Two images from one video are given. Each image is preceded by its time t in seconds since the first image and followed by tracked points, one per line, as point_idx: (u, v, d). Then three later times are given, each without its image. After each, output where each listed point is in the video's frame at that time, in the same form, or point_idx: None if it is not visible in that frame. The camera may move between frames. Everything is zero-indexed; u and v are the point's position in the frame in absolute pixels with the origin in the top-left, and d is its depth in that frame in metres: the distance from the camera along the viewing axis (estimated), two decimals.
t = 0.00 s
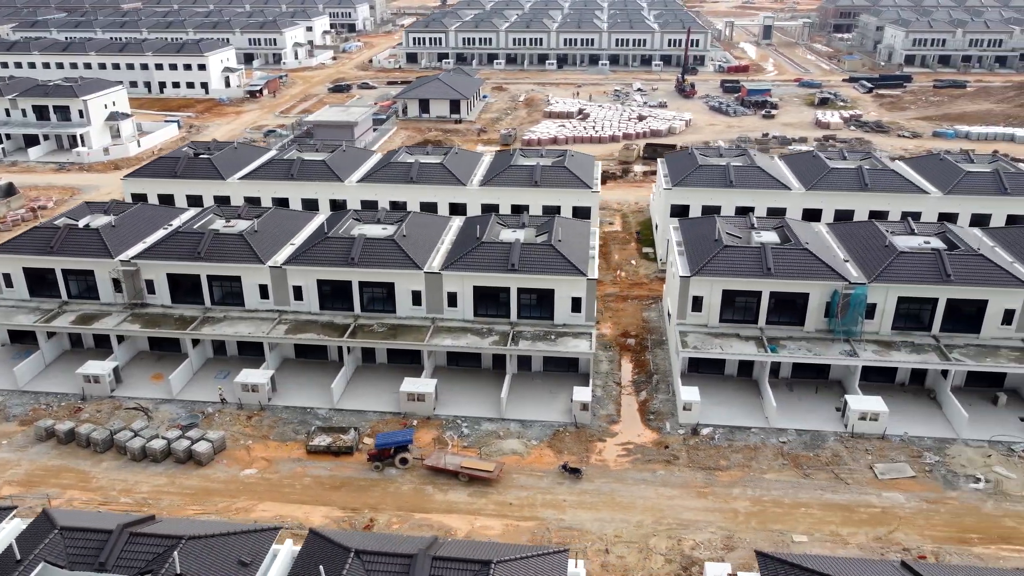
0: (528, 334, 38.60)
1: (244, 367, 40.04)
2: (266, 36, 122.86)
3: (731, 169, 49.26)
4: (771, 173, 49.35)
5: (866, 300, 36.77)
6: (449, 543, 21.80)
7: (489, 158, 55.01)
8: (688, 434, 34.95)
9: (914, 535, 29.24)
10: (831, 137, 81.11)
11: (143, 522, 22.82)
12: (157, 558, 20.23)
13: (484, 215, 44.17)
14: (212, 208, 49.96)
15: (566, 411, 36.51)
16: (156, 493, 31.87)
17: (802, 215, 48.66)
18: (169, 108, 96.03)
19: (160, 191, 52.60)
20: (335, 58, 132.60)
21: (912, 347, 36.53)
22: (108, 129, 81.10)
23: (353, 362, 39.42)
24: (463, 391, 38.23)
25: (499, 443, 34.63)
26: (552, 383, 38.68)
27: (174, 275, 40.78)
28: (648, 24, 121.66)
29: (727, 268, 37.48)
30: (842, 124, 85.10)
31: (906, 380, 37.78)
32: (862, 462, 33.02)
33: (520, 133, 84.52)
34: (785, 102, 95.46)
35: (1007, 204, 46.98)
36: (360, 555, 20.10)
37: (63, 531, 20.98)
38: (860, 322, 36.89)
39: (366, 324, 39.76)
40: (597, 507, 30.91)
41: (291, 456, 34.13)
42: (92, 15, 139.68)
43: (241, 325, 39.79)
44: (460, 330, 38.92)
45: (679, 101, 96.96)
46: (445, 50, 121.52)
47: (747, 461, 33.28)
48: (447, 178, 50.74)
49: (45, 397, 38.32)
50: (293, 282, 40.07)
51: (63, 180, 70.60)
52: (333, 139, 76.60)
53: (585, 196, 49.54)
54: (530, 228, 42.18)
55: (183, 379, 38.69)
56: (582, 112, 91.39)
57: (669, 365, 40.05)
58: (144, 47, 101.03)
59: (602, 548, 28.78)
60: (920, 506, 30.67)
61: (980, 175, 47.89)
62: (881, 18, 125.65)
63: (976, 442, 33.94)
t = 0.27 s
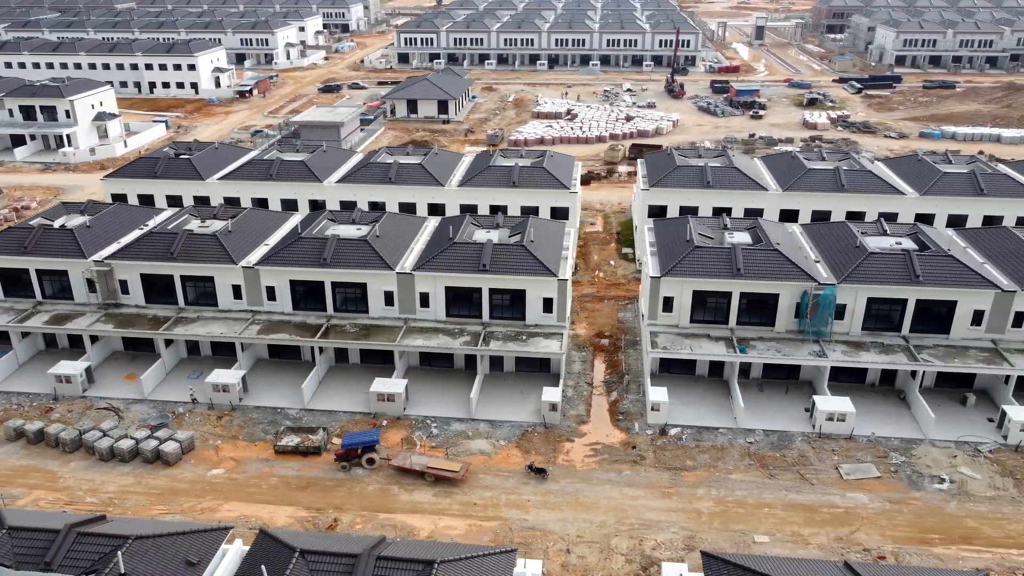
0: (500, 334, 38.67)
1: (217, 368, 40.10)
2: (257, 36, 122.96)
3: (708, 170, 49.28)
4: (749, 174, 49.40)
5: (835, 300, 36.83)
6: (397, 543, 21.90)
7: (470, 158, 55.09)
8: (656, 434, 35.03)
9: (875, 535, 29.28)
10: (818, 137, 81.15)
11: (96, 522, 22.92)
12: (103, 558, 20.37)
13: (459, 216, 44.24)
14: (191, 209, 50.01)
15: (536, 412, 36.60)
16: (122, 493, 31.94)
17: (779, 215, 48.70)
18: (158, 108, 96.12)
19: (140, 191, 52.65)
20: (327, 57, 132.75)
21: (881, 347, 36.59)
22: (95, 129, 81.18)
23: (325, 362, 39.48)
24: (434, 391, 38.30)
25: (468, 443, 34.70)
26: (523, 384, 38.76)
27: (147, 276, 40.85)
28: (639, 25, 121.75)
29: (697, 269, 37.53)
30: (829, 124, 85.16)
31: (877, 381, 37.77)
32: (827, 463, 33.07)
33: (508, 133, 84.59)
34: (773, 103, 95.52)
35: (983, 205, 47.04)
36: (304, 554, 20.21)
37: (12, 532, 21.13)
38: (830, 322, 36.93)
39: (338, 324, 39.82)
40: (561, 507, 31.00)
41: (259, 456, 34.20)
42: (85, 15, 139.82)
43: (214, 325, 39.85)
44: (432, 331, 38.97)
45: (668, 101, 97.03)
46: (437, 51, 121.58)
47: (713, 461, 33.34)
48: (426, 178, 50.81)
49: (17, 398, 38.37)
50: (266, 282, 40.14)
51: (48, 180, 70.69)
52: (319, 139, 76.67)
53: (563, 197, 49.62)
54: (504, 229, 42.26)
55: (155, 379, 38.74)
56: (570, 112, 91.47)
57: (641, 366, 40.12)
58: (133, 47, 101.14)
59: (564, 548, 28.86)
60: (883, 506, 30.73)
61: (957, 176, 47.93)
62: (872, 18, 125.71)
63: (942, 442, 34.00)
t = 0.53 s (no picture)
0: (471, 334, 38.72)
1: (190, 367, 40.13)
2: (249, 37, 123.04)
3: (685, 170, 49.32)
4: (726, 175, 49.43)
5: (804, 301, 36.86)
6: (345, 543, 21.96)
7: (450, 159, 55.14)
8: (623, 434, 35.07)
9: (836, 535, 29.29)
10: (804, 138, 81.13)
11: (47, 521, 22.99)
12: (49, 557, 20.53)
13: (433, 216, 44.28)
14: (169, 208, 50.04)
15: (505, 411, 36.64)
16: (87, 492, 31.99)
17: (756, 216, 48.72)
18: (146, 108, 96.18)
19: (119, 191, 52.70)
20: (319, 58, 132.80)
21: (850, 347, 36.63)
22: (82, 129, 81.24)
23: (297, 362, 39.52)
24: (405, 391, 38.35)
25: (435, 443, 34.74)
26: (494, 384, 38.82)
27: (120, 276, 40.88)
28: (630, 25, 121.80)
29: (666, 269, 37.58)
30: (816, 125, 85.16)
31: (846, 381, 37.78)
32: (793, 463, 33.10)
33: (495, 134, 84.63)
34: (762, 103, 95.53)
35: (960, 206, 47.05)
36: (248, 553, 20.31)
37: None
38: (799, 322, 36.96)
39: (310, 324, 39.86)
40: (524, 507, 31.05)
41: (226, 455, 34.25)
42: (78, 15, 139.88)
43: (186, 325, 39.88)
44: (403, 331, 39.02)
45: (657, 101, 97.05)
46: (428, 51, 121.57)
47: (679, 461, 33.39)
48: (404, 179, 50.85)
49: None
50: (238, 282, 40.20)
51: (33, 180, 70.75)
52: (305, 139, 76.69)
53: (540, 197, 49.66)
54: (477, 229, 42.32)
55: (126, 379, 38.77)
56: (558, 113, 91.50)
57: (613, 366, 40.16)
58: (123, 47, 101.23)
59: (525, 548, 28.90)
60: (846, 506, 30.74)
61: (933, 176, 48.10)
62: (864, 19, 125.70)
63: (908, 442, 34.05)
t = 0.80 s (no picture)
0: (441, 334, 38.78)
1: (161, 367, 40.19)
2: (240, 37, 123.08)
3: (662, 170, 49.33)
4: (702, 175, 49.44)
5: (773, 301, 36.91)
6: (292, 543, 22.04)
7: (429, 159, 55.20)
8: (590, 434, 35.13)
9: (796, 535, 29.32)
10: (790, 138, 81.14)
11: None
12: None
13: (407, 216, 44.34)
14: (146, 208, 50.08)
15: (473, 411, 36.69)
16: (51, 492, 32.05)
17: (732, 216, 48.73)
18: (135, 108, 96.26)
19: (98, 192, 52.74)
20: (311, 58, 132.83)
21: (818, 348, 36.69)
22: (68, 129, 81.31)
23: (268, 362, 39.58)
24: (375, 391, 38.40)
25: (402, 443, 34.80)
26: (464, 384, 38.89)
27: (93, 276, 40.94)
28: (621, 26, 121.82)
29: (636, 270, 37.63)
30: (803, 125, 85.18)
31: (815, 381, 37.83)
32: (757, 463, 33.13)
33: (481, 134, 84.66)
34: (749, 103, 95.56)
35: (935, 206, 47.08)
36: (190, 553, 20.42)
37: None
38: (767, 322, 37.03)
39: (282, 324, 39.92)
40: (486, 507, 31.12)
41: (193, 455, 34.31)
42: (71, 15, 139.90)
43: (157, 325, 39.94)
44: (374, 331, 39.07)
45: (646, 101, 97.07)
46: (419, 51, 121.54)
47: (644, 461, 33.44)
48: (381, 179, 50.89)
49: None
50: (210, 282, 40.26)
51: (17, 180, 70.80)
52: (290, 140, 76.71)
53: (517, 197, 49.70)
54: (450, 229, 42.39)
55: (97, 379, 38.83)
56: (545, 113, 91.52)
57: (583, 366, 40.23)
58: (113, 48, 101.31)
59: (484, 548, 28.95)
60: (807, 506, 30.77)
61: (909, 176, 48.20)
62: (855, 19, 125.71)
63: (874, 443, 34.10)
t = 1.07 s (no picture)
0: (411, 335, 38.85)
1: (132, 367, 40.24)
2: (231, 37, 123.16)
3: (638, 171, 49.35)
4: (678, 175, 49.46)
5: (740, 301, 36.96)
6: (238, 544, 22.10)
7: (407, 159, 55.27)
8: (556, 434, 35.17)
9: (755, 535, 29.35)
10: (775, 138, 81.15)
11: None
12: None
13: (380, 217, 44.42)
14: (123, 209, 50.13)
15: (441, 411, 36.74)
16: (15, 492, 32.10)
17: (708, 216, 48.74)
18: (123, 108, 96.31)
19: (77, 192, 52.79)
20: (302, 58, 132.88)
21: (785, 348, 36.74)
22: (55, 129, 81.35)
23: (238, 362, 39.62)
24: (344, 391, 38.43)
25: (368, 443, 34.86)
26: (433, 385, 38.92)
27: (65, 276, 41.00)
28: (612, 26, 121.87)
29: (603, 270, 37.68)
30: (789, 126, 85.20)
31: (783, 382, 37.82)
32: (721, 463, 33.19)
33: (467, 134, 84.69)
34: (737, 104, 95.59)
35: (910, 207, 47.11)
36: (131, 553, 20.47)
37: None
38: (734, 323, 37.09)
39: (253, 324, 39.95)
40: (448, 507, 31.20)
41: (159, 456, 34.38)
42: (63, 15, 139.95)
43: (128, 325, 39.99)
44: (344, 331, 39.12)
45: (634, 102, 97.09)
46: (410, 51, 121.59)
47: (609, 461, 33.52)
48: (358, 179, 50.96)
49: None
50: (181, 283, 40.31)
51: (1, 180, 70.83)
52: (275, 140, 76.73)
53: (494, 197, 49.77)
54: (422, 230, 42.46)
55: (67, 379, 38.87)
56: (533, 113, 91.55)
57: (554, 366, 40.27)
58: (102, 48, 101.40)
59: (443, 548, 29.01)
60: (768, 506, 30.80)
61: (884, 177, 48.25)
62: (846, 19, 125.73)
63: (839, 443, 34.14)
